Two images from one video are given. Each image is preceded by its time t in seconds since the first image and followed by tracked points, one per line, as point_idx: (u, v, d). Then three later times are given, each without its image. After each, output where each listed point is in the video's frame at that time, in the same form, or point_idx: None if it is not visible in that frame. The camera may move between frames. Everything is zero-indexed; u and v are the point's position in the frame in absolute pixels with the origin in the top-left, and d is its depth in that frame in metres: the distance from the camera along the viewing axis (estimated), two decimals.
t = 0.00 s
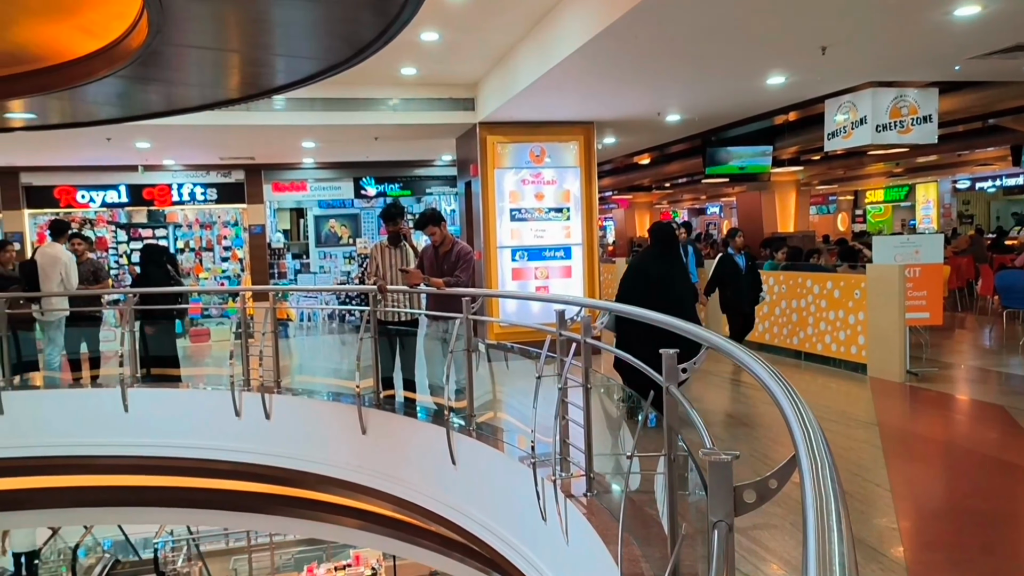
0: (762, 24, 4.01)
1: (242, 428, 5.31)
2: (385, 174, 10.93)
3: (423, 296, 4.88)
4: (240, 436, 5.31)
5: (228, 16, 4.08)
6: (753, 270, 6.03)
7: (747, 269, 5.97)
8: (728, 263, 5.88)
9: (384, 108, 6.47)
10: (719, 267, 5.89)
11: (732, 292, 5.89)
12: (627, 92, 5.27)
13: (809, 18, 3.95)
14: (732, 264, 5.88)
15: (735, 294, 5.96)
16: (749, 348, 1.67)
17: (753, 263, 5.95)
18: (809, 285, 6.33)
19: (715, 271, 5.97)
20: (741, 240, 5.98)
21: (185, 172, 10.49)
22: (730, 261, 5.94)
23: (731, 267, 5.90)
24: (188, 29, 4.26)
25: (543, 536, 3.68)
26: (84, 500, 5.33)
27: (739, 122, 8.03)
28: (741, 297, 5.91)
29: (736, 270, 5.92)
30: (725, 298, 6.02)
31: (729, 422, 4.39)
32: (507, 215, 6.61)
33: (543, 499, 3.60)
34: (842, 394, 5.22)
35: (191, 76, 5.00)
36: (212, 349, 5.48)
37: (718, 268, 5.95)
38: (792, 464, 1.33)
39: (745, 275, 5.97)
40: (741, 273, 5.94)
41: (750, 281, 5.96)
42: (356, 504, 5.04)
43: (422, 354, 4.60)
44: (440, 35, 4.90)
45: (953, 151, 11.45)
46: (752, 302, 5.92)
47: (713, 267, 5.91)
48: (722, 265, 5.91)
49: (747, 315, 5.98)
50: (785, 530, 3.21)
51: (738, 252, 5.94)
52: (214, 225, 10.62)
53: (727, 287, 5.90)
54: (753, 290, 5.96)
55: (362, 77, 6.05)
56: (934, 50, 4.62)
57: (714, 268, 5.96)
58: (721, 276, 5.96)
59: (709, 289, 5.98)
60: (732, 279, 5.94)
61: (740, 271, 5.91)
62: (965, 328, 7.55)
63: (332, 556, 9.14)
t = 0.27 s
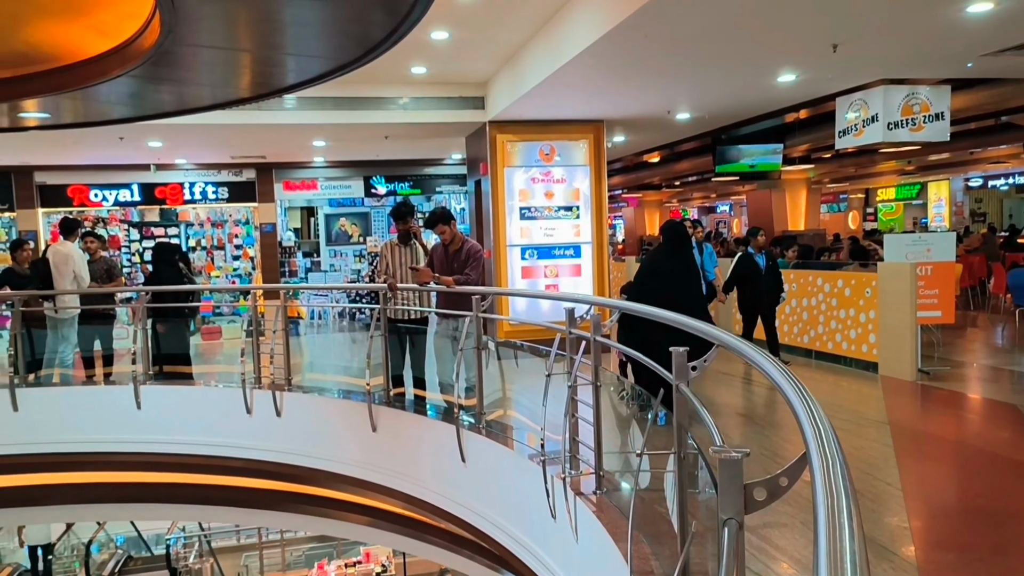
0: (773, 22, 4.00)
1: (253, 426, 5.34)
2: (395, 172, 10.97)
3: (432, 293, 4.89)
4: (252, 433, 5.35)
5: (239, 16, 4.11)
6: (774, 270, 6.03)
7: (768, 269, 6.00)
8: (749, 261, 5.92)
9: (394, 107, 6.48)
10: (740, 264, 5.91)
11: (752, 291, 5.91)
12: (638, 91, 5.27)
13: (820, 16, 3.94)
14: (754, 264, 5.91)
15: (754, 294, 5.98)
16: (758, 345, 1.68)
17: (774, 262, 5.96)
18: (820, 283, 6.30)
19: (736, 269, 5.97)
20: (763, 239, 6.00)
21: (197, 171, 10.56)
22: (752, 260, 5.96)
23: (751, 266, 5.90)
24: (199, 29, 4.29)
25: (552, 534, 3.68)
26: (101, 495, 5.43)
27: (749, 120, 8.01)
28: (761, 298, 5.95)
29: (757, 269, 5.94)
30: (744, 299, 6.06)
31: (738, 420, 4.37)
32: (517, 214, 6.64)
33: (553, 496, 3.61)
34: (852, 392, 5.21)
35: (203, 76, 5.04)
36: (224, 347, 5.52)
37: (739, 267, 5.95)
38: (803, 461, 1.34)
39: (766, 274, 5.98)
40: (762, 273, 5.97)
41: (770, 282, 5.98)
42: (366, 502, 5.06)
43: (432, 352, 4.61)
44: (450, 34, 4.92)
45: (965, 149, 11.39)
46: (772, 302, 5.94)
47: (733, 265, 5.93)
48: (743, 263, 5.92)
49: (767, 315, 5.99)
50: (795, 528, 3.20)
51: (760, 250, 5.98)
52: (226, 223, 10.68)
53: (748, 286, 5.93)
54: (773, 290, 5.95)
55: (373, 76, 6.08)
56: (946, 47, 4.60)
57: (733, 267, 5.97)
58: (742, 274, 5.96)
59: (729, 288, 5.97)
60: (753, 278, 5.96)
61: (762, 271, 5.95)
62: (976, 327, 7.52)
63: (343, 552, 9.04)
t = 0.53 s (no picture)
0: (788, 18, 3.97)
1: (267, 423, 5.37)
2: (408, 169, 10.99)
3: (444, 290, 4.88)
4: (266, 430, 5.39)
5: (253, 15, 4.13)
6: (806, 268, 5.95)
7: (798, 266, 5.92)
8: (779, 259, 5.84)
9: (407, 104, 6.49)
10: (770, 262, 5.83)
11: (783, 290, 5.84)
12: (651, 87, 5.25)
13: (836, 11, 3.90)
14: (784, 261, 5.82)
15: (784, 293, 5.87)
16: (771, 342, 1.67)
17: (804, 259, 5.84)
18: (834, 281, 6.30)
19: (766, 266, 5.88)
20: (792, 237, 5.90)
21: (211, 170, 10.63)
22: (782, 258, 5.86)
23: (781, 264, 5.82)
24: (214, 29, 4.31)
25: (565, 531, 3.68)
26: (120, 489, 5.51)
27: (764, 116, 7.97)
28: (792, 297, 5.83)
29: (787, 267, 5.84)
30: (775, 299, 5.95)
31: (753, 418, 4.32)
32: (529, 211, 6.64)
33: (565, 493, 3.60)
34: (867, 390, 5.18)
35: (217, 74, 5.06)
36: (238, 344, 5.56)
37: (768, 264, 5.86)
38: (817, 460, 1.33)
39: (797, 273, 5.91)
40: (792, 272, 5.87)
41: (802, 280, 5.87)
42: (379, 499, 5.08)
43: (445, 349, 4.61)
44: (463, 31, 4.92)
45: (982, 146, 11.25)
46: (803, 302, 5.81)
47: (763, 262, 5.83)
48: (773, 260, 5.83)
49: (797, 314, 5.87)
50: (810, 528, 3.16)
51: (790, 248, 5.91)
52: (239, 221, 10.75)
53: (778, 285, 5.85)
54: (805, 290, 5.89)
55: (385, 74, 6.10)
56: (963, 42, 4.55)
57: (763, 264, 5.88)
58: (772, 271, 5.87)
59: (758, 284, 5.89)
60: (784, 275, 5.86)
61: (792, 269, 5.85)
62: (994, 325, 7.44)
63: (356, 549, 9.19)
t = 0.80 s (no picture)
0: (819, 10, 3.90)
1: (295, 420, 5.45)
2: (434, 168, 11.07)
3: (469, 289, 4.89)
4: (295, 428, 5.46)
5: (281, 16, 4.15)
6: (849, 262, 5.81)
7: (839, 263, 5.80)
8: (818, 255, 5.75)
9: (432, 103, 6.52)
10: (808, 258, 5.75)
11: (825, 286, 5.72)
12: (678, 83, 5.21)
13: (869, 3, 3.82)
14: (824, 255, 5.73)
15: (825, 289, 5.74)
16: (799, 339, 1.65)
17: (846, 253, 5.76)
18: (867, 278, 6.25)
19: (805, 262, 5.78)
20: (833, 233, 5.90)
21: (240, 170, 10.77)
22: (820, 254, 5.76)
23: (821, 259, 5.71)
24: (242, 31, 4.35)
25: (591, 530, 3.67)
26: (151, 487, 5.57)
27: (793, 110, 7.87)
28: (834, 293, 5.70)
29: (827, 261, 5.76)
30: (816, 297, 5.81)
31: (787, 418, 4.23)
32: (555, 209, 6.63)
33: (593, 492, 3.57)
34: (901, 389, 5.09)
35: (245, 76, 5.11)
36: (265, 343, 5.61)
37: (808, 259, 5.77)
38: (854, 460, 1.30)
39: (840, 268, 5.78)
40: (833, 266, 5.76)
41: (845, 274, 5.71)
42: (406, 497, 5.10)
43: (472, 347, 4.59)
44: (488, 30, 4.92)
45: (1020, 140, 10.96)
46: (846, 295, 5.66)
47: (801, 258, 5.76)
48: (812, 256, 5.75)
49: (840, 312, 5.72)
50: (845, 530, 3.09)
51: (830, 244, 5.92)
52: (267, 221, 10.87)
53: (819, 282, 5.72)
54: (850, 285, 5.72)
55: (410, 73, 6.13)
56: (1001, 33, 4.43)
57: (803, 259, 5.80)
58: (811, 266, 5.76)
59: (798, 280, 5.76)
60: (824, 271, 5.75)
61: (833, 264, 5.75)
62: None
63: (383, 546, 9.55)
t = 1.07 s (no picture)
0: (869, 2, 3.82)
1: (338, 417, 5.54)
2: (474, 166, 11.15)
3: (510, 287, 4.89)
4: (339, 425, 5.55)
5: (322, 17, 4.18)
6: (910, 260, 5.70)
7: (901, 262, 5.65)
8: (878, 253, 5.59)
9: (472, 101, 6.63)
10: (868, 257, 5.58)
11: (885, 286, 5.56)
12: (722, 78, 5.17)
13: None
14: (885, 253, 5.57)
15: (886, 289, 5.59)
16: (859, 343, 1.60)
17: (908, 250, 5.66)
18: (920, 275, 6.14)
19: (865, 262, 5.61)
20: (894, 229, 5.77)
21: (284, 170, 11.11)
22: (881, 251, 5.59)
23: (882, 258, 5.55)
24: (285, 32, 4.39)
25: (637, 530, 3.59)
26: (200, 481, 5.73)
27: (838, 103, 7.74)
28: (895, 292, 5.54)
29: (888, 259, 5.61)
30: (875, 298, 5.67)
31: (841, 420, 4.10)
32: (596, 207, 6.62)
33: (636, 491, 3.50)
34: (954, 388, 4.97)
35: (288, 77, 5.19)
36: (308, 341, 5.73)
37: (869, 258, 5.60)
38: (913, 461, 1.28)
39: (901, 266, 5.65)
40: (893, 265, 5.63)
41: (904, 273, 5.58)
42: (447, 494, 5.12)
43: (514, 345, 4.57)
44: (529, 27, 4.94)
45: None
46: (908, 295, 5.55)
47: (861, 258, 5.57)
48: (872, 256, 5.58)
49: (900, 311, 5.60)
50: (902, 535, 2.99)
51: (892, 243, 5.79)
52: (309, 220, 11.23)
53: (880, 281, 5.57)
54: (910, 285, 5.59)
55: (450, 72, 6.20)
56: None
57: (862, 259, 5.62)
58: (871, 266, 5.60)
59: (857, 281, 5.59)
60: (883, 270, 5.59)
61: (893, 263, 5.61)
62: None
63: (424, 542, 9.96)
